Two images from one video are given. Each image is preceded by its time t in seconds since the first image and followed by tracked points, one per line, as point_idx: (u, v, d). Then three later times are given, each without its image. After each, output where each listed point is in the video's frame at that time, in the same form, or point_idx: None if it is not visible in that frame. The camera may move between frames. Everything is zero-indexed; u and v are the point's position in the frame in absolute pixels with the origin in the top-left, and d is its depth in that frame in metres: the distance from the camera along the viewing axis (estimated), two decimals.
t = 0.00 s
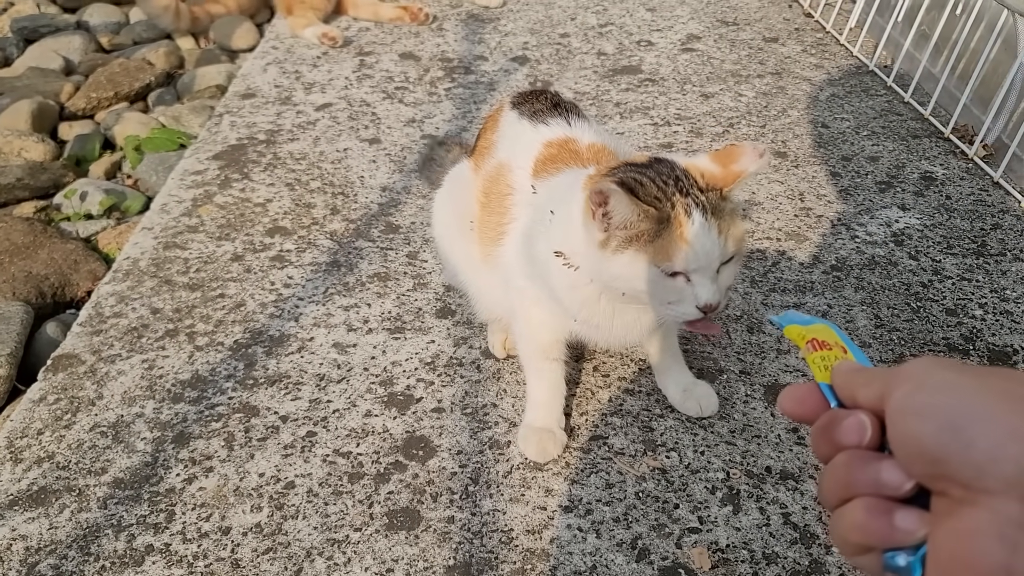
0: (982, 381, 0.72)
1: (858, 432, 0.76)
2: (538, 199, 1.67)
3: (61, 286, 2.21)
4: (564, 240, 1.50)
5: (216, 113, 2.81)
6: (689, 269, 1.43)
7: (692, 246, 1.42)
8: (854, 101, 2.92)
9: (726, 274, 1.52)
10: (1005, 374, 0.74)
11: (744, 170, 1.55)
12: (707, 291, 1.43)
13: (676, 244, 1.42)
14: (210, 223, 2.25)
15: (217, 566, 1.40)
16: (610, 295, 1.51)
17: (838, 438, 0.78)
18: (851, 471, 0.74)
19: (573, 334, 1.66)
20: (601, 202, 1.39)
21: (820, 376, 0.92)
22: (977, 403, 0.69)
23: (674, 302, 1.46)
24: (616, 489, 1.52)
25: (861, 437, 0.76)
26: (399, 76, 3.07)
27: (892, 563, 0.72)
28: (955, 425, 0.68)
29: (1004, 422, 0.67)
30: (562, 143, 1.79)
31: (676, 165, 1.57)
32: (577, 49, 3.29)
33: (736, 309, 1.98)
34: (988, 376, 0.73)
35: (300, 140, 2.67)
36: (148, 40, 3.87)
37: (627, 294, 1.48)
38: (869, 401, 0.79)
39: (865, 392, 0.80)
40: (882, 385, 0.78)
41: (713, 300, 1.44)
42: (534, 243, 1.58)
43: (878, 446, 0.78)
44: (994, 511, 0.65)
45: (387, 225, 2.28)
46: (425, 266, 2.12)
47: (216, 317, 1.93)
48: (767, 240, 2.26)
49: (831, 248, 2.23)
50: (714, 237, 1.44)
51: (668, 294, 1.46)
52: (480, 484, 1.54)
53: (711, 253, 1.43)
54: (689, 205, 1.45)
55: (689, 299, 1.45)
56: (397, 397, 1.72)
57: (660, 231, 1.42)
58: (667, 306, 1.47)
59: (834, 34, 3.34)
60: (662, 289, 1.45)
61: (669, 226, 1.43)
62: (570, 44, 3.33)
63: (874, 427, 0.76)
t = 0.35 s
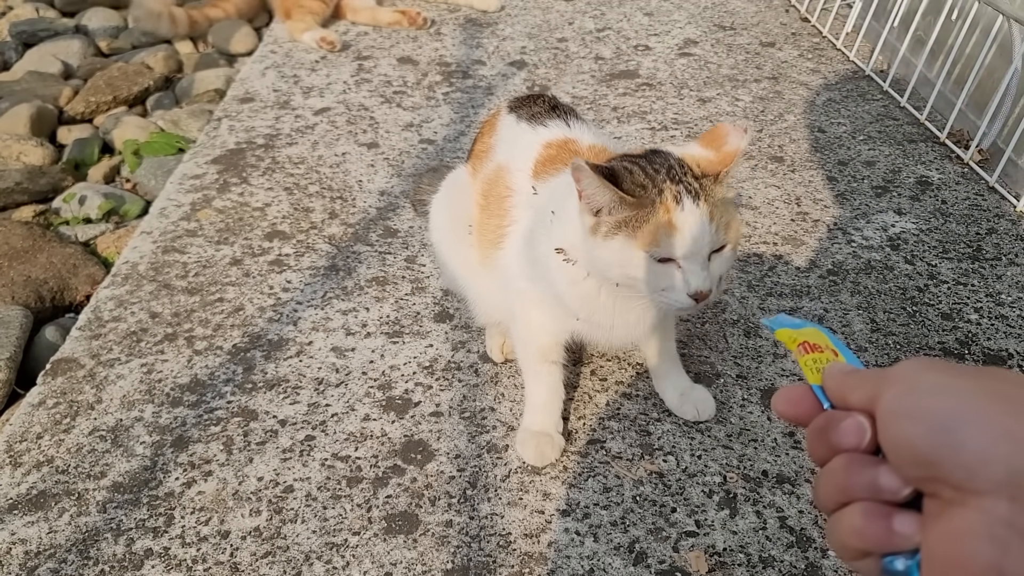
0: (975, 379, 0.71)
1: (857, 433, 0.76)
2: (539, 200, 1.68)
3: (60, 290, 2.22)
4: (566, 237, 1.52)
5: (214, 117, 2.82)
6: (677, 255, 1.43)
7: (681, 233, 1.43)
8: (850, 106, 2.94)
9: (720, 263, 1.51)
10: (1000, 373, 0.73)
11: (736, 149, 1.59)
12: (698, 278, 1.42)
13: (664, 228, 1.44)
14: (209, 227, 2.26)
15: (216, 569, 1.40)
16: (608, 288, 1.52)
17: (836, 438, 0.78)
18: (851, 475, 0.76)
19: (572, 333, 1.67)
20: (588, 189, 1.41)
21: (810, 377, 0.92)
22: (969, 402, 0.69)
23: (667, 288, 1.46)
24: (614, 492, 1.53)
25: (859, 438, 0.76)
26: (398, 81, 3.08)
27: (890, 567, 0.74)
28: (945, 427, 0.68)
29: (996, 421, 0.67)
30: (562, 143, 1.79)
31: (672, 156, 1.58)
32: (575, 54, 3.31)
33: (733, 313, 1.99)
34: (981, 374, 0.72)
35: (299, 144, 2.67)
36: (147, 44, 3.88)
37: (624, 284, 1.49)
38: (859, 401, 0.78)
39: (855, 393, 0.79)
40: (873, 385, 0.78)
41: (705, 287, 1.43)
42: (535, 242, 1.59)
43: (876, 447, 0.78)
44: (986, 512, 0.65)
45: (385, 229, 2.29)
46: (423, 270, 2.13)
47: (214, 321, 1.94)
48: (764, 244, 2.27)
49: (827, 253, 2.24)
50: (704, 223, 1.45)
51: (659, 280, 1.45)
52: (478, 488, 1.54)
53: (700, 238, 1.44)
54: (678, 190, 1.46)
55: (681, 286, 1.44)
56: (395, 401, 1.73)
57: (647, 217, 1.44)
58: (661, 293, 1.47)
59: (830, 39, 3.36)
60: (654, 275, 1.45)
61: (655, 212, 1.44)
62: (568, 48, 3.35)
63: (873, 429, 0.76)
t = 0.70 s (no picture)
0: (973, 378, 0.71)
1: (860, 433, 0.76)
2: (552, 194, 1.66)
3: (56, 291, 2.21)
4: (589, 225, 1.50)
5: (211, 118, 2.81)
6: (704, 236, 1.43)
7: (705, 212, 1.43)
8: (848, 106, 2.94)
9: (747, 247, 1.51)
10: (997, 372, 0.73)
11: (764, 134, 1.60)
12: (724, 259, 1.42)
13: (689, 208, 1.43)
14: (205, 228, 2.25)
15: (211, 572, 1.39)
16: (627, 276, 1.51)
17: (838, 436, 0.77)
18: (852, 475, 0.75)
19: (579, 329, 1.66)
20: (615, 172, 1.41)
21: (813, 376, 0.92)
22: (967, 402, 0.68)
23: (691, 271, 1.45)
24: (611, 494, 1.53)
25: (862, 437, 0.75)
26: (395, 81, 3.08)
27: (891, 567, 0.74)
28: (943, 426, 0.68)
29: (995, 419, 0.66)
30: (571, 140, 1.78)
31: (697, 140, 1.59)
32: (572, 54, 3.31)
33: (731, 313, 1.99)
34: (978, 374, 0.72)
35: (296, 145, 2.67)
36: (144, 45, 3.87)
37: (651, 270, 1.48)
38: (862, 401, 0.78)
39: (858, 393, 0.79)
40: (875, 384, 0.78)
41: (732, 268, 1.43)
42: (548, 236, 1.57)
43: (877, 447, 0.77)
44: (984, 512, 0.65)
45: (382, 230, 2.28)
46: (420, 271, 2.12)
47: (211, 322, 1.93)
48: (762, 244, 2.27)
49: (825, 253, 2.24)
50: (730, 203, 1.45)
51: (685, 262, 1.45)
52: (475, 489, 1.54)
53: (726, 217, 1.44)
54: (704, 171, 1.47)
55: (707, 267, 1.43)
56: (393, 402, 1.73)
57: (674, 196, 1.43)
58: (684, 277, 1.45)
59: (828, 40, 3.36)
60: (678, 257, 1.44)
61: (682, 191, 1.44)
62: (565, 49, 3.34)
63: (875, 428, 0.76)
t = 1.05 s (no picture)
0: (974, 378, 0.71)
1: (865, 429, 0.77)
2: (564, 199, 1.65)
3: (55, 294, 2.21)
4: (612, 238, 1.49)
5: (210, 121, 2.82)
6: (749, 248, 1.41)
7: (747, 222, 1.40)
8: (844, 110, 2.95)
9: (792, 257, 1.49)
10: (996, 372, 0.73)
11: (803, 144, 1.58)
12: (772, 273, 1.41)
13: (730, 217, 1.40)
14: (204, 232, 2.25)
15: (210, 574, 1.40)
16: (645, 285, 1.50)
17: (845, 432, 0.79)
18: (858, 472, 0.76)
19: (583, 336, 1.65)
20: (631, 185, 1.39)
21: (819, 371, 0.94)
22: (969, 401, 0.69)
23: (737, 285, 1.43)
24: (609, 497, 1.53)
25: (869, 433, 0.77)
26: (393, 85, 3.09)
27: (892, 564, 0.74)
28: (946, 422, 0.68)
29: (997, 417, 0.67)
30: (583, 149, 1.78)
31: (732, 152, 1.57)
32: (570, 58, 3.32)
33: (728, 316, 2.00)
34: (979, 374, 0.72)
35: (295, 148, 2.68)
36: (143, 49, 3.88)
37: (695, 284, 1.45)
38: (866, 396, 0.78)
39: (863, 387, 0.79)
40: (879, 378, 0.77)
41: (780, 281, 1.41)
42: (557, 245, 1.56)
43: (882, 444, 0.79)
44: (984, 508, 0.64)
45: (380, 233, 2.29)
46: (419, 275, 2.13)
47: (210, 325, 1.94)
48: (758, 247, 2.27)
49: (822, 257, 2.25)
50: (773, 210, 1.42)
51: (732, 277, 1.42)
52: (473, 492, 1.54)
53: (771, 225, 1.41)
54: (742, 180, 1.44)
55: (753, 281, 1.41)
56: (391, 405, 1.73)
57: (713, 208, 1.40)
58: (727, 291, 1.44)
59: (825, 43, 3.38)
60: (722, 270, 1.42)
61: (720, 202, 1.41)
62: (563, 53, 3.36)
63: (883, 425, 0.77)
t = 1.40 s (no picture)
0: (975, 379, 0.76)
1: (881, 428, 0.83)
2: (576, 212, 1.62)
3: (56, 298, 2.21)
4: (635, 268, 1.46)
5: (210, 126, 2.82)
6: (795, 271, 1.27)
7: (781, 248, 1.29)
8: (844, 114, 2.96)
9: (851, 272, 1.33)
10: (1000, 373, 0.77)
11: (830, 178, 1.51)
12: (829, 289, 1.26)
13: (763, 247, 1.30)
14: (205, 236, 2.26)
15: None
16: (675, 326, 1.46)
17: (864, 430, 0.86)
18: (875, 472, 0.82)
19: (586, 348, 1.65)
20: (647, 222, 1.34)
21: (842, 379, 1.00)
22: (969, 401, 0.73)
23: (793, 309, 1.27)
24: (610, 500, 1.53)
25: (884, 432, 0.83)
26: (394, 89, 3.10)
27: (901, 565, 0.80)
28: (945, 424, 0.73)
29: (996, 419, 0.71)
30: (590, 165, 1.78)
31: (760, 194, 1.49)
32: (570, 62, 3.33)
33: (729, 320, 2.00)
34: (982, 375, 0.77)
35: (295, 152, 2.68)
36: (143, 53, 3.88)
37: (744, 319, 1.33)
38: (879, 392, 0.84)
39: (877, 383, 0.84)
40: (890, 377, 0.82)
41: (838, 297, 1.26)
42: (568, 261, 1.54)
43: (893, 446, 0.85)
44: (978, 507, 0.69)
45: (381, 237, 2.30)
46: (420, 279, 2.13)
47: (210, 329, 1.94)
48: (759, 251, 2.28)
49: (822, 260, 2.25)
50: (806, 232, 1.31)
51: (780, 303, 1.28)
52: (474, 496, 1.55)
53: (810, 245, 1.29)
54: (770, 215, 1.35)
55: (810, 301, 1.26)
56: (392, 409, 1.73)
57: (739, 244, 1.31)
58: (784, 318, 1.28)
59: (824, 47, 3.39)
60: (768, 298, 1.29)
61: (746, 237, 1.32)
62: (563, 56, 3.36)
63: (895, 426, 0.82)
